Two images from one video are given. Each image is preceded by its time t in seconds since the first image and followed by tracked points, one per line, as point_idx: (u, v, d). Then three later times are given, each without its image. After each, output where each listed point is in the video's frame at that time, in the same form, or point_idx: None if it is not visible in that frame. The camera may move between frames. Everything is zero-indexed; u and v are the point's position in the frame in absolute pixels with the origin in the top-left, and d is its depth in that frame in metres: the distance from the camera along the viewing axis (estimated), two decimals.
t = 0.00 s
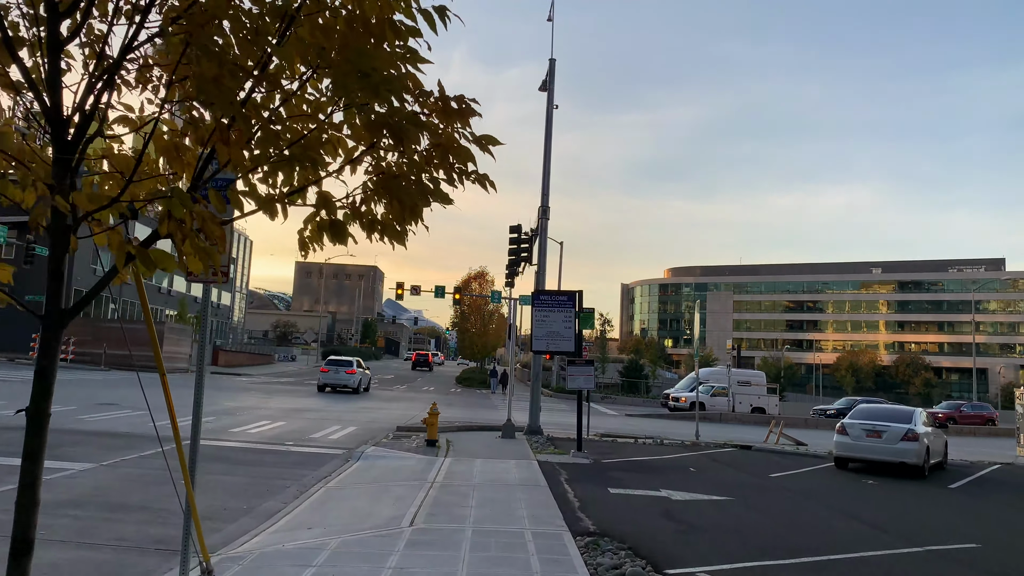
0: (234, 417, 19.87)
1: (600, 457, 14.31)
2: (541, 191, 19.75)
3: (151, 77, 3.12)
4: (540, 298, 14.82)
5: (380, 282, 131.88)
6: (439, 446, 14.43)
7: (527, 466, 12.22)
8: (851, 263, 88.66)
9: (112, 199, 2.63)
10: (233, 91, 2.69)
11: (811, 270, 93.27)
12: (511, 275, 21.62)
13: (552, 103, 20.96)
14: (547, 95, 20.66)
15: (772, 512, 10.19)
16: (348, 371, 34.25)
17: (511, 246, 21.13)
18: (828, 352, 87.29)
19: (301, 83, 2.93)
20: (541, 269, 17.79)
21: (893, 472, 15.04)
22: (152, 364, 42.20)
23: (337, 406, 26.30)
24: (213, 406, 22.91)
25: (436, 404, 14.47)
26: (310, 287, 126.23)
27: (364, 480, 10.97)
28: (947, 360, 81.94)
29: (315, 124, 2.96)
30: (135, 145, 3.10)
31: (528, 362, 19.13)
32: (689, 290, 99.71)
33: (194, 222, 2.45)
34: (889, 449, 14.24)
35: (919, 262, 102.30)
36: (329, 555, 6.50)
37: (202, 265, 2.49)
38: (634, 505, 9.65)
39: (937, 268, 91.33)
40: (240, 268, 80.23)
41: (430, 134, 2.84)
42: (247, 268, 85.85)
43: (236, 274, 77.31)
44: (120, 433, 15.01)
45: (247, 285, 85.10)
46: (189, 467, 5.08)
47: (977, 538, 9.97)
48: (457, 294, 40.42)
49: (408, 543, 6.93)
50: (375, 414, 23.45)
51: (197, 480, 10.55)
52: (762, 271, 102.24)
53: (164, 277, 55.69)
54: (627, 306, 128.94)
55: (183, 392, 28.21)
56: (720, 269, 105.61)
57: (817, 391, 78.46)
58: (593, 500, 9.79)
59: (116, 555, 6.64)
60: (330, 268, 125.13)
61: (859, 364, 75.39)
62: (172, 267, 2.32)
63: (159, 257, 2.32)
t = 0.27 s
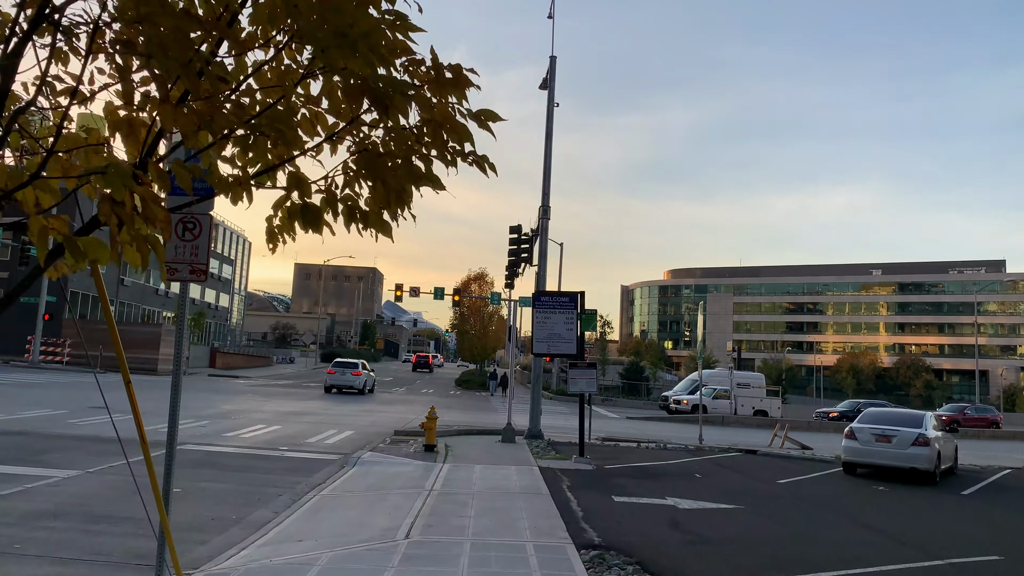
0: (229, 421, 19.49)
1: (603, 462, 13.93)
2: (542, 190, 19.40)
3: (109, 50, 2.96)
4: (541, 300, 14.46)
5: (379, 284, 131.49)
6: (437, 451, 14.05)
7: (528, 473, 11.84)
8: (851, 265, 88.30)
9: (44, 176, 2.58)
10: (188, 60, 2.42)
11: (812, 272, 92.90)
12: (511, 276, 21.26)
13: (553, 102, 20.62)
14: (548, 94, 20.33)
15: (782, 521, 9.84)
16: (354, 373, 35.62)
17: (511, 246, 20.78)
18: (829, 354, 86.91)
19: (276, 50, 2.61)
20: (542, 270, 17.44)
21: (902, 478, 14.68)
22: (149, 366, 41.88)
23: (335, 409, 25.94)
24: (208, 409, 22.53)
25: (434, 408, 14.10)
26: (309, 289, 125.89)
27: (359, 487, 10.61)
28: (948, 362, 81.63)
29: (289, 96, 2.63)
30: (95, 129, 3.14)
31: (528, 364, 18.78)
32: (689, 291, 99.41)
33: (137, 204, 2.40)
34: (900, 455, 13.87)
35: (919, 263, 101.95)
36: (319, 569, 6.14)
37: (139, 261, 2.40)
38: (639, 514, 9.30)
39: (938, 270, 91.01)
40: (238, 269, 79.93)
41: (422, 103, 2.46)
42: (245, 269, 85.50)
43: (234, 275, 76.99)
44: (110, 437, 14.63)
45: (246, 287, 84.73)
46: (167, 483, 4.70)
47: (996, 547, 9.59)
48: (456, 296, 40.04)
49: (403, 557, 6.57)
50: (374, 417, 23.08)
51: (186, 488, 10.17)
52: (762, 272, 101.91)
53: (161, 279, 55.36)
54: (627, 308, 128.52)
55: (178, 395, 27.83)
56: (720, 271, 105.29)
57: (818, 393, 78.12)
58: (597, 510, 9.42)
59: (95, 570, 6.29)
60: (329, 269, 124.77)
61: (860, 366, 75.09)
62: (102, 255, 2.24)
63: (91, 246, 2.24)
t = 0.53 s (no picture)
0: (222, 421, 19.10)
1: (605, 464, 13.53)
2: (542, 186, 19.02)
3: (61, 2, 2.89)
4: (541, 297, 14.07)
5: (378, 285, 131.09)
6: (435, 453, 13.66)
7: (528, 475, 11.46)
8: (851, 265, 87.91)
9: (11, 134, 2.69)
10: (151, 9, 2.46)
11: (812, 273, 92.50)
12: (511, 275, 20.87)
13: (553, 97, 20.25)
14: (548, 89, 19.95)
15: (793, 525, 9.47)
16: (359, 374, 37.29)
17: (510, 243, 20.41)
18: (829, 355, 86.50)
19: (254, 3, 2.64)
20: (542, 267, 17.06)
21: (912, 480, 14.29)
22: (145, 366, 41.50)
23: (332, 410, 25.55)
24: (202, 409, 22.13)
25: (431, 408, 13.71)
26: (308, 290, 125.43)
27: (354, 490, 10.22)
28: (949, 363, 81.26)
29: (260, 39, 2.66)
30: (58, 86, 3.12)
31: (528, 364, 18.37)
32: (689, 292, 99.01)
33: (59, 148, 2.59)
34: (910, 456, 13.48)
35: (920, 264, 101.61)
36: None
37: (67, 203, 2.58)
38: (644, 517, 8.94)
39: (939, 270, 90.66)
40: (236, 270, 79.55)
41: (405, 38, 2.49)
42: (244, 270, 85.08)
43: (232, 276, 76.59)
44: (97, 438, 14.23)
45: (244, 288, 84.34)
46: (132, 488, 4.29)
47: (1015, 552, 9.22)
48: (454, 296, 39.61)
49: (396, 565, 6.17)
50: (371, 418, 22.68)
51: (172, 491, 9.77)
52: (762, 273, 101.51)
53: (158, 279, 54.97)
54: (627, 309, 128.11)
55: (173, 395, 27.43)
56: (720, 272, 104.88)
57: (818, 394, 77.71)
58: (600, 513, 9.05)
59: None
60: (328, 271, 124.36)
61: (861, 367, 74.74)
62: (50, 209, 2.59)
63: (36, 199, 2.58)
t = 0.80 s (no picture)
0: (215, 425, 18.71)
1: (607, 469, 13.16)
2: (542, 186, 18.66)
3: None
4: (542, 298, 13.71)
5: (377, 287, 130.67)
6: (432, 459, 13.29)
7: (528, 483, 11.09)
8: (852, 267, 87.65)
9: None
10: None
11: (812, 274, 92.19)
12: (510, 276, 20.52)
13: (553, 95, 19.91)
14: (548, 87, 19.62)
15: (804, 536, 9.11)
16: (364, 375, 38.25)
17: (510, 243, 20.04)
18: (829, 356, 86.20)
19: None
20: (542, 267, 16.69)
21: (922, 486, 13.94)
22: (141, 368, 41.14)
23: (329, 413, 25.17)
24: (196, 413, 21.74)
25: (428, 412, 13.34)
26: (306, 291, 125.05)
27: (347, 499, 9.84)
28: (949, 364, 81.00)
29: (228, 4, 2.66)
30: None
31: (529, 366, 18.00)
32: (688, 293, 98.66)
33: None
34: (921, 462, 13.11)
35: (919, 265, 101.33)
36: None
37: None
38: (648, 528, 8.60)
39: (939, 271, 90.38)
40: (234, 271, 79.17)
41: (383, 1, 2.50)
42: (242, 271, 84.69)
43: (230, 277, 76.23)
44: (86, 443, 13.84)
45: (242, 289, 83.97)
46: (97, 507, 3.91)
47: None
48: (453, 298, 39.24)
49: None
50: (369, 422, 22.29)
51: (158, 501, 9.38)
52: (762, 274, 101.17)
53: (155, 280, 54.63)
54: (626, 310, 127.76)
55: (168, 399, 27.02)
56: (719, 273, 104.53)
57: (817, 396, 77.43)
58: (603, 523, 8.67)
59: None
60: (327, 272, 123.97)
61: (860, 368, 74.42)
62: None
63: None
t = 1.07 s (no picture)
0: (210, 425, 18.33)
1: (611, 471, 12.79)
2: (543, 181, 18.31)
3: None
4: (543, 294, 13.36)
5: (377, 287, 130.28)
6: (431, 459, 12.92)
7: (529, 484, 10.71)
8: (851, 267, 87.34)
9: None
10: None
11: (813, 274, 91.81)
12: (511, 273, 20.14)
13: (554, 90, 19.57)
14: (549, 82, 19.29)
15: (817, 539, 8.75)
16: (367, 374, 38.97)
17: (510, 240, 19.67)
18: (829, 357, 85.84)
19: None
20: (543, 263, 16.33)
21: (933, 488, 13.57)
22: (137, 368, 40.74)
23: (327, 413, 24.77)
24: (190, 412, 21.35)
25: (427, 412, 12.96)
26: (305, 291, 124.68)
27: (342, 501, 9.47)
28: (949, 365, 80.67)
29: None
30: None
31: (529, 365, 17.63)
32: (688, 294, 98.32)
33: None
34: (934, 463, 12.73)
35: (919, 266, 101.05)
36: None
37: None
38: (657, 531, 8.22)
39: (939, 272, 90.07)
40: (233, 271, 78.76)
41: None
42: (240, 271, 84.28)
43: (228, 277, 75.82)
44: (75, 443, 13.46)
45: (241, 289, 83.57)
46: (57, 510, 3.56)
47: None
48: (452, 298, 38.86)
49: None
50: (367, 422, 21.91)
51: (144, 503, 8.97)
52: (762, 274, 100.79)
53: (153, 280, 54.28)
54: (626, 311, 127.40)
55: (163, 398, 26.63)
56: (719, 274, 104.13)
57: (817, 396, 77.07)
58: (609, 527, 8.31)
59: None
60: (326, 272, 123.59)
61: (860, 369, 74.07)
62: None
63: None
